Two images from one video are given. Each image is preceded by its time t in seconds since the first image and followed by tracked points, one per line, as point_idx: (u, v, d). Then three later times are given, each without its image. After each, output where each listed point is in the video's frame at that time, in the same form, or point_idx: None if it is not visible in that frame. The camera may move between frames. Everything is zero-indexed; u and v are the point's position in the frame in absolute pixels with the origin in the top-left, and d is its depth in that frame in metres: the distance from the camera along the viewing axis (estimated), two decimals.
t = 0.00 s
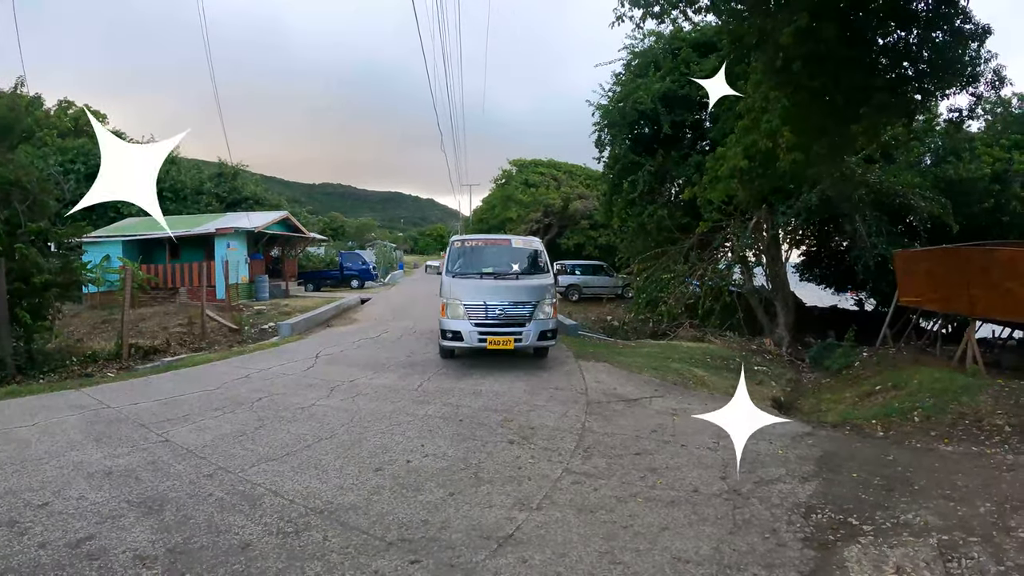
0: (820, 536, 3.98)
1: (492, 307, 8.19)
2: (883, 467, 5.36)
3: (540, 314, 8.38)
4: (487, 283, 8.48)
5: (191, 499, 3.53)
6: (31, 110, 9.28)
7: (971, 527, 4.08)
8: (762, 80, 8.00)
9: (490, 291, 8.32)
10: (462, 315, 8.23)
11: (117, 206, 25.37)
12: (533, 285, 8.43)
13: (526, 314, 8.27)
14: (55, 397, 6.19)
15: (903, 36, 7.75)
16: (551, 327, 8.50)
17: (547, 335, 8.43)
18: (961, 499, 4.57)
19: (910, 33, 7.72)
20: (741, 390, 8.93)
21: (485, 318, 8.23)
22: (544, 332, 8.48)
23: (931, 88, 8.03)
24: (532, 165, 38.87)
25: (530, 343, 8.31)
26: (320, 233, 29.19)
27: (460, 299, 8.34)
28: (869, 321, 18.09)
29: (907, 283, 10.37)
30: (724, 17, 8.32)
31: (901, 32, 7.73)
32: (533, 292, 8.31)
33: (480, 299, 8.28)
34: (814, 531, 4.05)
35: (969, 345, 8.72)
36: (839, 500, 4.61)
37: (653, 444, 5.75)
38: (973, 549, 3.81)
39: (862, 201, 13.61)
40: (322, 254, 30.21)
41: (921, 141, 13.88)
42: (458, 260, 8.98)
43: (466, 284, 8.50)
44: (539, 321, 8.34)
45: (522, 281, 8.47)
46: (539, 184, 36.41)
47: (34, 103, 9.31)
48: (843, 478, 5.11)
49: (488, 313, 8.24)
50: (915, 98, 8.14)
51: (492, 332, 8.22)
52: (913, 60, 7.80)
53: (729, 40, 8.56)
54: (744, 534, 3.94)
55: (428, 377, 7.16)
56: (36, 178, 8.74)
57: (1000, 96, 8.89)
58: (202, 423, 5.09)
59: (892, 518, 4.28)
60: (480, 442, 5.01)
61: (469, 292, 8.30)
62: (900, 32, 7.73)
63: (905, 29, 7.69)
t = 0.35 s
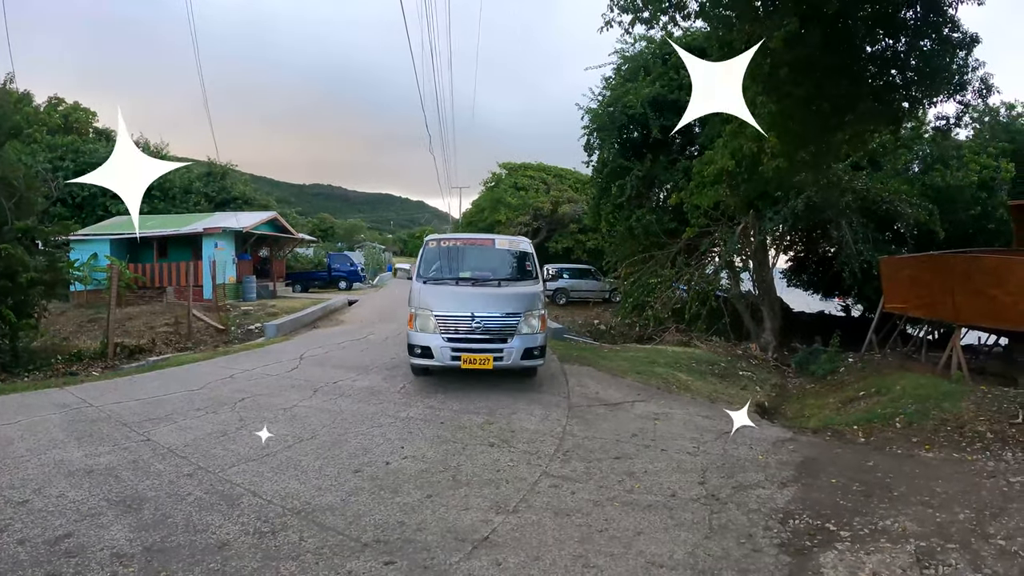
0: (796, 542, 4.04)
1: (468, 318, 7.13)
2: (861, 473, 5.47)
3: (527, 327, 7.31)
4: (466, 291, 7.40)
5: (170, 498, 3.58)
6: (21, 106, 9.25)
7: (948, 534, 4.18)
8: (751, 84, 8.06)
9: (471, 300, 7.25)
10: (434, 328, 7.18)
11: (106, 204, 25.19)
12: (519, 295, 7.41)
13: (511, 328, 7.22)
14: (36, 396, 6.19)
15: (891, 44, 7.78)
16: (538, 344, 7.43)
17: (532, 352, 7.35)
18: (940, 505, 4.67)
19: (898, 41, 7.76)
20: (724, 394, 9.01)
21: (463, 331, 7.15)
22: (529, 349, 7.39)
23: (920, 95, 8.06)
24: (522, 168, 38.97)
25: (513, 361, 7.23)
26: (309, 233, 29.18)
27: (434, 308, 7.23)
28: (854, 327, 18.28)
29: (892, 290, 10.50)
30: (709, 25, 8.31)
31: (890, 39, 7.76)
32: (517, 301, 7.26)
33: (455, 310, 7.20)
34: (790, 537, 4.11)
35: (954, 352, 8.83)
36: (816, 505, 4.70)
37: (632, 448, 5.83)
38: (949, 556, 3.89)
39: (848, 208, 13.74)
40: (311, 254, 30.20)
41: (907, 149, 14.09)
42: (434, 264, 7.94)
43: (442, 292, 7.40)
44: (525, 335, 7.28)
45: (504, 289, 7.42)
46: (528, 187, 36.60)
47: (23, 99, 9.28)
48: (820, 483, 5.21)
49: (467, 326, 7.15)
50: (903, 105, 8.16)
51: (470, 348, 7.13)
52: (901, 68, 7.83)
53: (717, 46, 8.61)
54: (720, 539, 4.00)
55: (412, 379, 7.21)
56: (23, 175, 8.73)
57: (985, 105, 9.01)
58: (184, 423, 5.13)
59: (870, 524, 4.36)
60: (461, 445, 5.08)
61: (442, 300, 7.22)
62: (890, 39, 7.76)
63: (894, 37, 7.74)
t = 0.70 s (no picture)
0: (796, 548, 4.01)
1: (455, 326, 6.19)
2: (867, 478, 5.40)
3: (524, 337, 6.30)
4: (459, 293, 6.48)
5: (174, 492, 3.65)
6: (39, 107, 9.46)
7: (952, 542, 4.11)
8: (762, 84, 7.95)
9: (465, 303, 6.34)
10: (416, 336, 6.26)
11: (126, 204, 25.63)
12: (519, 297, 6.47)
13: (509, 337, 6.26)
14: (50, 391, 6.32)
15: (906, 44, 7.70)
16: (539, 356, 6.41)
17: (530, 367, 6.34)
18: (946, 513, 4.61)
19: (913, 42, 7.67)
20: (735, 397, 8.94)
21: (449, 341, 6.20)
22: (529, 362, 6.38)
23: (936, 95, 7.95)
24: (538, 169, 38.95)
25: (509, 377, 6.24)
26: (325, 234, 29.47)
27: (422, 313, 6.32)
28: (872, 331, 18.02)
29: (907, 293, 10.36)
30: (724, 24, 8.23)
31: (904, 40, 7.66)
32: (513, 305, 6.30)
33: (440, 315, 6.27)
34: (790, 542, 4.08)
35: (969, 356, 8.67)
36: (819, 511, 4.66)
37: (636, 450, 5.81)
38: (952, 565, 3.83)
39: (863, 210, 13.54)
40: (328, 254, 30.52)
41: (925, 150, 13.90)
42: (423, 265, 7.10)
43: (431, 294, 6.48)
44: (524, 345, 6.30)
45: (499, 293, 6.48)
46: (544, 188, 36.62)
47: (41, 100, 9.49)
48: (823, 488, 5.16)
49: (454, 336, 6.20)
50: (918, 106, 8.06)
51: (459, 360, 6.19)
52: (916, 69, 7.75)
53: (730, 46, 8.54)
54: (718, 543, 3.98)
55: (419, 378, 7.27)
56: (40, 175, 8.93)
57: (1002, 105, 8.90)
58: (190, 419, 5.21)
59: (872, 531, 4.31)
60: (462, 444, 5.11)
61: (425, 304, 6.33)
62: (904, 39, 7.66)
63: (910, 37, 7.64)
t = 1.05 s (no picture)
0: (805, 549, 3.99)
1: (438, 337, 5.28)
2: (881, 482, 5.34)
3: (519, 351, 5.34)
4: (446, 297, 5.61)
5: (193, 483, 3.74)
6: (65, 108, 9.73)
7: (963, 547, 4.06)
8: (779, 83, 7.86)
9: (451, 309, 5.45)
10: (394, 347, 5.40)
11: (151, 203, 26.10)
12: (516, 303, 5.54)
13: (501, 350, 5.33)
14: (74, 385, 6.48)
15: (927, 44, 7.60)
16: (538, 376, 5.43)
17: (526, 387, 5.39)
18: (958, 518, 4.54)
19: (934, 41, 7.57)
20: (753, 399, 8.87)
21: (431, 354, 5.32)
22: (526, 382, 5.42)
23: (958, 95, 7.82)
24: (559, 170, 38.89)
25: (500, 399, 5.31)
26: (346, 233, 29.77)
27: (401, 321, 5.45)
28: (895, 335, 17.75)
29: (929, 296, 10.21)
30: (743, 24, 8.16)
31: (926, 39, 7.57)
32: (507, 314, 5.41)
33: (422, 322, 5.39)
34: (800, 544, 4.06)
35: (991, 360, 8.51)
36: (830, 513, 4.62)
37: (650, 450, 5.80)
38: (963, 570, 3.78)
39: (885, 212, 13.34)
40: (349, 254, 30.83)
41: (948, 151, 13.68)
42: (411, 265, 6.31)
43: (414, 299, 5.61)
44: (519, 362, 5.35)
45: (493, 298, 5.56)
46: (565, 188, 36.60)
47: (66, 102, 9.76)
48: (837, 491, 5.12)
49: (436, 348, 5.30)
50: (940, 107, 7.93)
51: (442, 377, 5.30)
52: (937, 68, 7.62)
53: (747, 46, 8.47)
54: (727, 543, 3.98)
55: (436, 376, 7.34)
56: (65, 175, 9.17)
57: None
58: (209, 413, 5.32)
59: (883, 534, 4.27)
60: (477, 443, 5.13)
61: (405, 310, 5.46)
62: (925, 38, 7.57)
63: (932, 36, 7.54)
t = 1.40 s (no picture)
0: (819, 548, 3.94)
1: (414, 341, 4.77)
2: (897, 482, 5.26)
3: (504, 357, 4.74)
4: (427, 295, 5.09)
5: (213, 474, 3.80)
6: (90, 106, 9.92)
7: (978, 549, 3.99)
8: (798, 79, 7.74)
9: (430, 308, 4.93)
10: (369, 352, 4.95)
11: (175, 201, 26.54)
12: (503, 303, 4.94)
13: (484, 355, 4.75)
14: (100, 377, 6.63)
15: (949, 39, 7.43)
16: (529, 386, 4.79)
17: (514, 398, 4.76)
18: (974, 519, 4.46)
19: (956, 36, 7.39)
20: (773, 398, 8.78)
21: (408, 360, 4.82)
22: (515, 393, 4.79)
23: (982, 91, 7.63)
24: (582, 167, 38.68)
25: (483, 411, 4.72)
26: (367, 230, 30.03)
27: (375, 322, 4.97)
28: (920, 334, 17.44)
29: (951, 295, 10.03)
30: (764, 19, 8.04)
31: (948, 34, 7.41)
32: (492, 316, 4.82)
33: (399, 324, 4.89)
34: (814, 542, 4.02)
35: (1012, 361, 8.34)
36: (845, 512, 4.56)
37: (666, 447, 5.77)
38: (978, 571, 3.71)
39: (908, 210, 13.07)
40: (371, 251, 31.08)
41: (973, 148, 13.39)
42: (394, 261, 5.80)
43: (393, 298, 5.10)
44: (504, 369, 4.75)
45: (478, 297, 4.97)
46: (587, 185, 36.51)
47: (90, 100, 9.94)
48: (855, 491, 5.05)
49: (413, 353, 4.80)
50: (963, 103, 7.74)
51: (417, 385, 4.77)
52: (959, 63, 7.40)
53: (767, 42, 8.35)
54: (740, 540, 3.95)
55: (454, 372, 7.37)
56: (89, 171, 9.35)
57: None
58: (229, 406, 5.40)
59: (898, 534, 4.20)
60: (492, 440, 5.12)
61: (382, 310, 4.98)
62: (947, 34, 7.41)
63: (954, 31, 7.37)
